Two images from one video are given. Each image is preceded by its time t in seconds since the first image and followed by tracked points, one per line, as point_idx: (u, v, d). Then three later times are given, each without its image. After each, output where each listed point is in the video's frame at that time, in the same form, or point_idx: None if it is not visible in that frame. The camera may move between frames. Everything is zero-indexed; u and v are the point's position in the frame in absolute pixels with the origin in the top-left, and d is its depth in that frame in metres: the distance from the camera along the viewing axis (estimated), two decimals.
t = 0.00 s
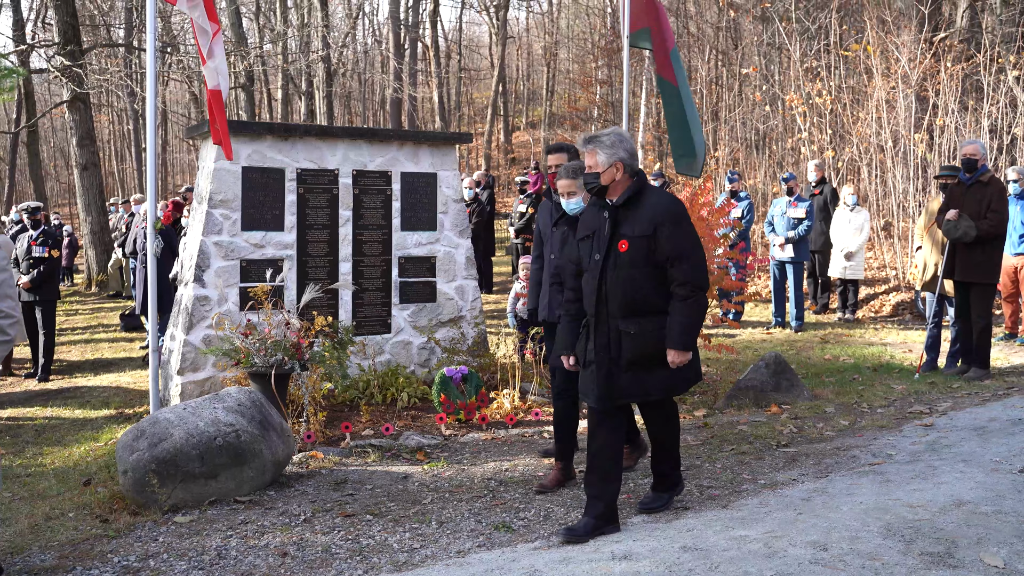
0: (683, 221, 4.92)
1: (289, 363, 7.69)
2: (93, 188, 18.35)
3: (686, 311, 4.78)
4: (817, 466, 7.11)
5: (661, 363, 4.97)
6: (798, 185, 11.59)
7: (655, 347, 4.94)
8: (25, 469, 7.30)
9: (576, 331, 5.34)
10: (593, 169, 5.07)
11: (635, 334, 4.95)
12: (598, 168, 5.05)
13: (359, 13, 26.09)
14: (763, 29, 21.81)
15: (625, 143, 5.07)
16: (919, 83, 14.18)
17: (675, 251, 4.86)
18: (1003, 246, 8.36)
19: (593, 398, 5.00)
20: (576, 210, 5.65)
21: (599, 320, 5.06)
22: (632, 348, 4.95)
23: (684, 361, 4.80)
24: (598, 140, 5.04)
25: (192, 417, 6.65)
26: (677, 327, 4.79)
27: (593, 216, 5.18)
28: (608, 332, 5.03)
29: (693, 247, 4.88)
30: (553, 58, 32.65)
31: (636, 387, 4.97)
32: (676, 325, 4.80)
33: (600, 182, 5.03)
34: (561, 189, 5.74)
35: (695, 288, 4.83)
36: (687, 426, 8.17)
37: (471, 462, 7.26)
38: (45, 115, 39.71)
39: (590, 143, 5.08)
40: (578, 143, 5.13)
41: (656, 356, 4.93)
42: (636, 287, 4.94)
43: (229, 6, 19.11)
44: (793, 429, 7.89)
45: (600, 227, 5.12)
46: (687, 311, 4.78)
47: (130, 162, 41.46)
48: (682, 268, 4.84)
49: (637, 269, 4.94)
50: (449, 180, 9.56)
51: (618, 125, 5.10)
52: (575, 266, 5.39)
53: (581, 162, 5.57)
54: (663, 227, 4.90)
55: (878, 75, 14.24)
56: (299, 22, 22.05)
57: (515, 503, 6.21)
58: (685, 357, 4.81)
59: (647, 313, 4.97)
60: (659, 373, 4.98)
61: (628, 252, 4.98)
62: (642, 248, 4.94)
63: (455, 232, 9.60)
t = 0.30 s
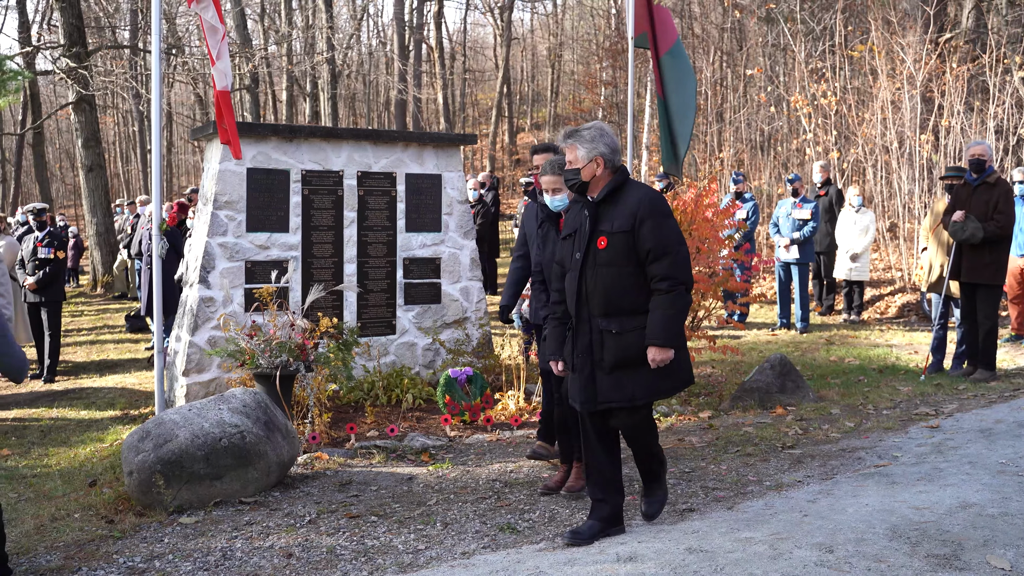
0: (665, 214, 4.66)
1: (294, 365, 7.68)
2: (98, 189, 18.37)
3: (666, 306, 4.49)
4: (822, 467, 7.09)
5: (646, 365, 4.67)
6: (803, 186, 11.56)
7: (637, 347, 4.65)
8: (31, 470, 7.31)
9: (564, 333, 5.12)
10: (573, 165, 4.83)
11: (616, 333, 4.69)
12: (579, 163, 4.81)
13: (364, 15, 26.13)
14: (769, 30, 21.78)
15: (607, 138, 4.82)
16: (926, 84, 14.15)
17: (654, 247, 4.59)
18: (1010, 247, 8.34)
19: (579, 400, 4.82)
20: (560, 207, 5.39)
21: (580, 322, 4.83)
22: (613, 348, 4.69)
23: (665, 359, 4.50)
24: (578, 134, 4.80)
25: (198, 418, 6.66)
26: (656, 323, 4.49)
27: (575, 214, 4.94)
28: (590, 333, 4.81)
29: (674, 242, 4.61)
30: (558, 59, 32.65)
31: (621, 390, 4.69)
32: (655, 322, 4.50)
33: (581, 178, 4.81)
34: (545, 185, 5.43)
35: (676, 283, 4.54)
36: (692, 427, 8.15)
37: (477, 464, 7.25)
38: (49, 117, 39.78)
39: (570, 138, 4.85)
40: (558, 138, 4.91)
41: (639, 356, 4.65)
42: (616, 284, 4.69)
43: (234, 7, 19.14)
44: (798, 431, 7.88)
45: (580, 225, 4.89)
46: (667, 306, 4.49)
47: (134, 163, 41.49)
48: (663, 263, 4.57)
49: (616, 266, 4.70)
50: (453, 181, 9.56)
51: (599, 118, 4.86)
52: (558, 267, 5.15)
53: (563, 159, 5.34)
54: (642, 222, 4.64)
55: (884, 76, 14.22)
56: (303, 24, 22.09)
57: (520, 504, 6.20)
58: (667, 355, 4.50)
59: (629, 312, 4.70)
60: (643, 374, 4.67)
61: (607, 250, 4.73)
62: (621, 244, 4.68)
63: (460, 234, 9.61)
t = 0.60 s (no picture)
0: (661, 218, 4.46)
1: (297, 367, 7.58)
2: (100, 188, 18.27)
3: (657, 316, 4.31)
4: (835, 472, 6.95)
5: (633, 373, 4.48)
6: (815, 186, 11.38)
7: (625, 355, 4.47)
8: (31, 473, 7.21)
9: (552, 332, 4.95)
10: (568, 160, 4.63)
11: (603, 337, 4.51)
12: (574, 159, 4.61)
13: (370, 12, 25.97)
14: (780, 27, 21.57)
15: (605, 133, 4.61)
16: (940, 82, 13.95)
17: (648, 252, 4.39)
18: None
19: (563, 403, 4.67)
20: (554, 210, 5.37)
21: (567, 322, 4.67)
22: (600, 353, 4.51)
23: (655, 371, 4.32)
24: (573, 129, 4.59)
25: (200, 420, 6.56)
26: (647, 334, 4.31)
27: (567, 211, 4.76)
28: (578, 335, 4.64)
29: (670, 248, 4.40)
30: (566, 57, 32.46)
31: (603, 396, 4.49)
32: (646, 331, 4.32)
33: (577, 175, 4.61)
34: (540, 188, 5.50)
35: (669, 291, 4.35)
36: (702, 430, 8.01)
37: (483, 468, 7.13)
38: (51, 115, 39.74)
39: (565, 131, 4.63)
40: (553, 131, 4.69)
41: (626, 364, 4.47)
42: (606, 289, 4.50)
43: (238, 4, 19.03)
44: (810, 435, 7.73)
45: (572, 223, 4.69)
46: (659, 316, 4.31)
47: (137, 162, 41.40)
48: (656, 270, 4.37)
49: (608, 269, 4.50)
50: (459, 180, 9.45)
51: (597, 112, 4.64)
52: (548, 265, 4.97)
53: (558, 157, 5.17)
54: (636, 225, 4.44)
55: (899, 73, 14.03)
56: (308, 21, 21.94)
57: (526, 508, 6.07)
58: (657, 367, 4.32)
59: (619, 317, 4.52)
60: (629, 382, 4.49)
61: (598, 252, 4.54)
62: (613, 247, 4.49)
63: (466, 234, 9.48)
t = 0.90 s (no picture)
0: (659, 223, 4.14)
1: (304, 369, 7.45)
2: (105, 187, 18.16)
3: (649, 330, 4.00)
4: (852, 477, 6.78)
5: (620, 389, 4.18)
6: (831, 185, 11.18)
7: (613, 369, 4.16)
8: (33, 476, 7.11)
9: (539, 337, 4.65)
10: (564, 156, 4.33)
11: (590, 349, 4.21)
12: (571, 156, 4.30)
13: (378, 9, 25.82)
14: (796, 24, 21.34)
15: (604, 129, 4.31)
16: (959, 79, 13.74)
17: (642, 261, 4.07)
18: None
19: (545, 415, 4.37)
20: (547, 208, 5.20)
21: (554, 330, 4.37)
22: (587, 365, 4.21)
23: (645, 390, 4.02)
24: (571, 124, 4.29)
25: (205, 423, 6.44)
26: (638, 349, 4.00)
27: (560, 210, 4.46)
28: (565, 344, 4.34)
29: (666, 258, 4.09)
30: (577, 55, 32.27)
31: (587, 411, 4.18)
32: (637, 346, 4.01)
33: (573, 173, 4.31)
34: (532, 184, 5.25)
35: (663, 305, 4.03)
36: (716, 434, 7.85)
37: (493, 473, 6.99)
38: (58, 113, 39.66)
39: (561, 126, 4.32)
40: (548, 126, 4.38)
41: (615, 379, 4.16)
42: (596, 297, 4.20)
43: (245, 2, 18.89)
44: (826, 439, 7.56)
45: (564, 225, 4.39)
46: (650, 331, 4.00)
47: (142, 160, 41.29)
48: (650, 280, 4.06)
49: (598, 277, 4.19)
50: (469, 180, 9.32)
51: (597, 107, 4.34)
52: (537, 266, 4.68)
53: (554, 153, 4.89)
54: (631, 231, 4.12)
55: (917, 71, 13.83)
56: (316, 18, 21.80)
57: (537, 515, 5.94)
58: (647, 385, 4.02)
59: (609, 328, 4.21)
60: (615, 399, 4.18)
61: (589, 257, 4.23)
62: (605, 252, 4.17)
63: (476, 234, 9.35)
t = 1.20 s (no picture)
0: (657, 213, 3.88)
1: (307, 372, 7.38)
2: (106, 188, 18.10)
3: (636, 325, 3.74)
4: (861, 482, 6.68)
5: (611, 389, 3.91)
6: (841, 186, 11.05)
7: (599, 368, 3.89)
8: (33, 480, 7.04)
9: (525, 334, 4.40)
10: (559, 152, 4.00)
11: (580, 347, 3.96)
12: (568, 149, 3.98)
13: (382, 9, 25.71)
14: (805, 23, 21.22)
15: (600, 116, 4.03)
16: (971, 78, 13.61)
17: (635, 252, 3.81)
18: None
19: (531, 418, 4.14)
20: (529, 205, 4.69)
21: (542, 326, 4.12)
22: (574, 364, 3.96)
23: (623, 388, 3.76)
24: (555, 113, 3.92)
25: (207, 426, 6.36)
26: (619, 344, 3.74)
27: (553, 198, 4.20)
28: (551, 342, 4.09)
29: (661, 250, 3.83)
30: (584, 54, 32.16)
31: (574, 413, 3.96)
32: (620, 341, 3.74)
33: (574, 166, 4.00)
34: (509, 180, 4.74)
35: (653, 298, 3.77)
36: (724, 438, 7.74)
37: (498, 477, 6.91)
38: (60, 113, 39.58)
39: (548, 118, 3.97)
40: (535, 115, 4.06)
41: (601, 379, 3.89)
42: (588, 290, 3.96)
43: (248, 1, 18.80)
44: (836, 444, 7.45)
45: (557, 213, 4.14)
46: (638, 326, 3.74)
47: (144, 161, 41.23)
48: (641, 272, 3.80)
49: (591, 270, 3.96)
50: (474, 180, 9.24)
51: (577, 91, 4.01)
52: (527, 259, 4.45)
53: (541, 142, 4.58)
54: (627, 221, 3.86)
55: (927, 70, 13.71)
56: (319, 17, 21.70)
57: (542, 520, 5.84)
58: (626, 383, 3.76)
59: (600, 325, 3.96)
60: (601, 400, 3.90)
61: (583, 248, 4.00)
62: (599, 243, 3.93)
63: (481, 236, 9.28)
